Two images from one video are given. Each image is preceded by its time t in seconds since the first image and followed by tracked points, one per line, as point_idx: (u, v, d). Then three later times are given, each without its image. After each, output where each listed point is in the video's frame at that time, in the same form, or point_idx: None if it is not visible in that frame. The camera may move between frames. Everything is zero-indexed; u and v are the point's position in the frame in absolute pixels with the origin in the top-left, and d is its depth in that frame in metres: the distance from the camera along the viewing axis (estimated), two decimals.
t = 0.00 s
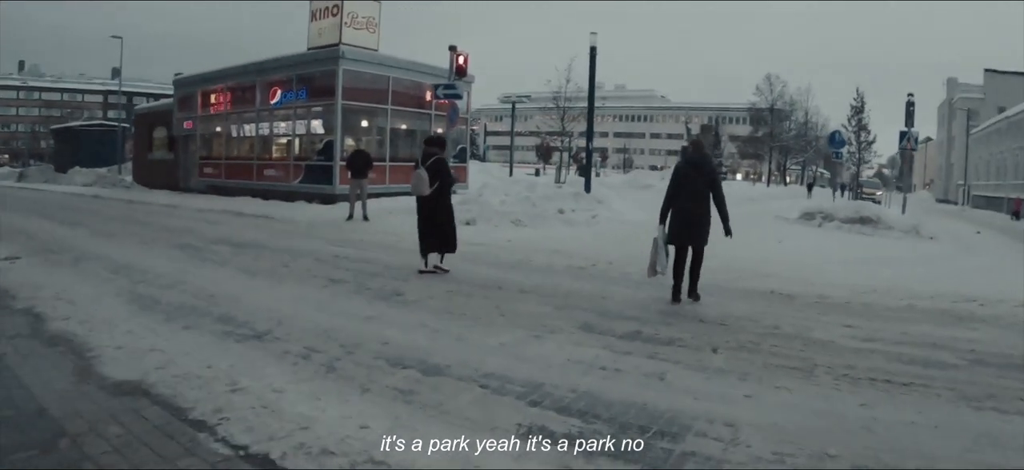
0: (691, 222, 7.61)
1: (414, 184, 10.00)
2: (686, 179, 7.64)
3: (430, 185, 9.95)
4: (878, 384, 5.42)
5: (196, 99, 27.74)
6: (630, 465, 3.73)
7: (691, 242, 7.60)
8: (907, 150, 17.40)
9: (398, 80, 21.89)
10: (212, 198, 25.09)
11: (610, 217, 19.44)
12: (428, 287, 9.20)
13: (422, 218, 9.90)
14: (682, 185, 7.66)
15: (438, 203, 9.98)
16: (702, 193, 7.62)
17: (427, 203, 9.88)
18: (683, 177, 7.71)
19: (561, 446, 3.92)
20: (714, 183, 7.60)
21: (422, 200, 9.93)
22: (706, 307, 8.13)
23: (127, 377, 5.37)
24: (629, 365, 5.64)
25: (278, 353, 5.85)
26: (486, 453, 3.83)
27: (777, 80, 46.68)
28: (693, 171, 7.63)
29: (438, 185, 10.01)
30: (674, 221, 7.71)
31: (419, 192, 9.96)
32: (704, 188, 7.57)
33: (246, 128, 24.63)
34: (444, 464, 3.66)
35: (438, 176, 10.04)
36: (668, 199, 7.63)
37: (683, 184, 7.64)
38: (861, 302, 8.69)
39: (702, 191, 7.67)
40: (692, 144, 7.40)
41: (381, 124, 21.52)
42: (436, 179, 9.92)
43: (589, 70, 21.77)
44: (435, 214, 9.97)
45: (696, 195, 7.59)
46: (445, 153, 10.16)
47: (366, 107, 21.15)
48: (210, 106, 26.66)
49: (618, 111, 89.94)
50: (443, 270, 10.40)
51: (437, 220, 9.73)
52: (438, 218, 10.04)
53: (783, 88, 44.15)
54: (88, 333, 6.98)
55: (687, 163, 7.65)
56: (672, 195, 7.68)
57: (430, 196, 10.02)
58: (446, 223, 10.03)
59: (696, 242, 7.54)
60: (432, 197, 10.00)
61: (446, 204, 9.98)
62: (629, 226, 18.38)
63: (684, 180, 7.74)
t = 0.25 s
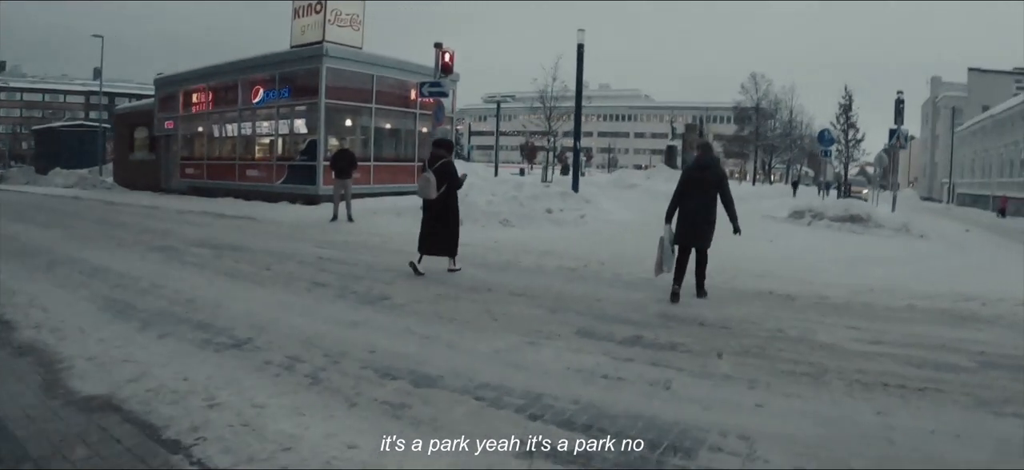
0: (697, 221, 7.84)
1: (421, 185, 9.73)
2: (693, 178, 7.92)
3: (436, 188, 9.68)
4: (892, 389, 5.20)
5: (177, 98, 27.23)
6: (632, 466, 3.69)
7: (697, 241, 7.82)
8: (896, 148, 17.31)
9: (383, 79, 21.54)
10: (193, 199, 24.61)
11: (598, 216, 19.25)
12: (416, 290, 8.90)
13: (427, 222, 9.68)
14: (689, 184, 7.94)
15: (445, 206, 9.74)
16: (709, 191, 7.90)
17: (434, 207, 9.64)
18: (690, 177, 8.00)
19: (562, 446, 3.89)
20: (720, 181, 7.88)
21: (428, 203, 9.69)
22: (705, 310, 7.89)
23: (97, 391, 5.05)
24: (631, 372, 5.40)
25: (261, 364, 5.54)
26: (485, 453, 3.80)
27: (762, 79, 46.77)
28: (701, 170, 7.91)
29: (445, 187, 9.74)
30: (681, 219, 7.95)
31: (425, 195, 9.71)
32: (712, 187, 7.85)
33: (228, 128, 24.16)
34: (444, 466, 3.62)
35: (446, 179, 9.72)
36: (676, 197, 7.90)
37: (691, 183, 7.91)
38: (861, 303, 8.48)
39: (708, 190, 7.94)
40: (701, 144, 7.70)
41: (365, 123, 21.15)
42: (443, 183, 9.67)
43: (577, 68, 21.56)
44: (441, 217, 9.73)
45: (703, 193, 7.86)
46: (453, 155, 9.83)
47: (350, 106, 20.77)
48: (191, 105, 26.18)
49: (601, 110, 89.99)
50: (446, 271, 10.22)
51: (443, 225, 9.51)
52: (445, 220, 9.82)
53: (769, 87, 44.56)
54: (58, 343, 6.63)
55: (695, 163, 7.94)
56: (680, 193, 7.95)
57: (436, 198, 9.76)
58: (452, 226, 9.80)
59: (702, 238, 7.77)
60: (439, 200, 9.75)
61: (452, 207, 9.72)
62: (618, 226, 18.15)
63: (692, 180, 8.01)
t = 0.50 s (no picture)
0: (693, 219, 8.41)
1: (419, 185, 9.86)
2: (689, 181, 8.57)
3: (435, 188, 9.84)
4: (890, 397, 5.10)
5: (151, 98, 26.70)
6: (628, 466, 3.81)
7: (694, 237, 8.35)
8: (877, 148, 17.32)
9: (360, 79, 21.20)
10: (166, 201, 24.12)
11: (579, 218, 19.10)
12: (395, 296, 8.67)
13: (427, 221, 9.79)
14: (686, 186, 8.56)
15: (442, 207, 9.91)
16: (705, 191, 8.53)
17: (433, 206, 9.79)
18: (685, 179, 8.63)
19: (562, 446, 4.03)
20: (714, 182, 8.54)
21: (427, 202, 9.83)
22: (692, 316, 7.74)
23: (59, 409, 4.80)
24: (622, 384, 5.32)
25: (237, 381, 5.31)
26: (485, 453, 3.95)
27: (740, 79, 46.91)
28: (695, 173, 8.57)
29: (443, 188, 9.93)
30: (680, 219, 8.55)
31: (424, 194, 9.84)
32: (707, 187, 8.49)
33: (203, 128, 23.70)
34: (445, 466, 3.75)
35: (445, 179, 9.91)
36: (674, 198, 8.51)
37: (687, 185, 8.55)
38: (848, 307, 8.37)
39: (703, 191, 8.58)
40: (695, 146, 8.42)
41: (342, 124, 20.80)
42: (443, 183, 9.86)
43: (557, 68, 21.37)
44: (439, 217, 9.88)
45: (699, 193, 8.49)
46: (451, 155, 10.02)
47: (327, 106, 20.42)
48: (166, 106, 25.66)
49: (580, 111, 90.04)
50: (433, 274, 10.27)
51: (444, 224, 9.63)
52: (440, 221, 9.98)
53: (746, 88, 44.89)
54: (20, 354, 6.34)
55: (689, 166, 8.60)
56: (677, 195, 8.57)
57: (434, 198, 9.91)
58: (447, 227, 9.95)
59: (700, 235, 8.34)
60: (436, 200, 9.91)
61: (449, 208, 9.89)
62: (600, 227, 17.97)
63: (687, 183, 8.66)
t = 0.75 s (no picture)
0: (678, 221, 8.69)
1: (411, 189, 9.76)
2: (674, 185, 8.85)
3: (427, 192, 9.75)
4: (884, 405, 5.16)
5: (123, 97, 26.14)
6: (626, 463, 3.91)
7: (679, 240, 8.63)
8: (853, 151, 17.40)
9: (335, 79, 20.85)
10: (136, 201, 23.59)
11: (556, 219, 18.97)
12: (371, 301, 8.46)
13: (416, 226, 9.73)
14: (670, 190, 8.86)
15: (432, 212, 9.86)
16: (689, 195, 8.82)
17: (424, 212, 9.72)
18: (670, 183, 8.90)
19: (562, 446, 4.11)
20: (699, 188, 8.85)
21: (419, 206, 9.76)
22: (673, 321, 7.65)
23: (16, 422, 4.55)
24: (607, 394, 5.29)
25: (207, 391, 5.13)
26: (484, 453, 4.02)
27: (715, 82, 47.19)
28: (679, 178, 8.85)
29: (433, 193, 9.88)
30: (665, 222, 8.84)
31: (415, 198, 9.75)
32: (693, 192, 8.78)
33: (175, 128, 23.22)
34: (448, 465, 3.82)
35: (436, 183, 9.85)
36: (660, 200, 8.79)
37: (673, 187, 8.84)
38: (830, 310, 8.30)
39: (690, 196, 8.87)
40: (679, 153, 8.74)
41: (316, 124, 20.47)
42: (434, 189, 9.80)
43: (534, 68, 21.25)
44: (429, 222, 9.84)
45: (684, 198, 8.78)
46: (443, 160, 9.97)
47: (301, 106, 20.09)
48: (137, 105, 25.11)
49: (555, 112, 90.12)
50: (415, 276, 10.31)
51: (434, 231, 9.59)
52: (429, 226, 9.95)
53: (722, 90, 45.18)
54: None
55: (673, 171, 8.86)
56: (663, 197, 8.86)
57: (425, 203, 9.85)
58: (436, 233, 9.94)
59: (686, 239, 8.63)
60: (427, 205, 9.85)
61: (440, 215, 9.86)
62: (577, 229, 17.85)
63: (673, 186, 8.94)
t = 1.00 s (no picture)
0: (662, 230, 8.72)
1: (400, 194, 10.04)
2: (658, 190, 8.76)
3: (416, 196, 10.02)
4: (878, 419, 5.09)
5: (95, 101, 25.59)
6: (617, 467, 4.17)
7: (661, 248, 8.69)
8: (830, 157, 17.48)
9: (310, 83, 20.55)
10: (106, 207, 23.06)
11: (533, 226, 18.86)
12: (347, 311, 8.25)
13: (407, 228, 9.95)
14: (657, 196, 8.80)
15: (422, 214, 10.06)
16: (675, 202, 8.77)
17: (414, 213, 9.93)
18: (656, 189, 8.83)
19: (561, 446, 4.45)
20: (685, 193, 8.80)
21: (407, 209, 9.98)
22: (655, 330, 7.52)
23: None
24: (592, 409, 5.16)
25: (175, 410, 4.91)
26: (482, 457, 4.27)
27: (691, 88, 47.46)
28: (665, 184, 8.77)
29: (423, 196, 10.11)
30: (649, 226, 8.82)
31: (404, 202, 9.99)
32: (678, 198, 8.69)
33: (147, 133, 22.74)
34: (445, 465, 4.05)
35: (426, 185, 10.08)
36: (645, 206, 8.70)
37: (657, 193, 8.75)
38: (814, 319, 8.23)
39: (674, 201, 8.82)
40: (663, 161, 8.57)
41: (291, 129, 20.18)
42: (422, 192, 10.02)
43: (511, 74, 21.14)
44: (420, 223, 10.04)
45: (670, 205, 8.72)
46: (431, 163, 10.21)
47: (276, 111, 19.78)
48: (109, 109, 24.59)
49: (531, 118, 90.13)
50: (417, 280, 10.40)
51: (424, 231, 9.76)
52: (422, 229, 10.12)
53: (698, 95, 45.72)
54: None
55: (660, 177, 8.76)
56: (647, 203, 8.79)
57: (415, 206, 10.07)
58: (428, 234, 10.08)
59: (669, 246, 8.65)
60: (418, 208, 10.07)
61: (430, 215, 10.05)
62: (555, 235, 17.72)
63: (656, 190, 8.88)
